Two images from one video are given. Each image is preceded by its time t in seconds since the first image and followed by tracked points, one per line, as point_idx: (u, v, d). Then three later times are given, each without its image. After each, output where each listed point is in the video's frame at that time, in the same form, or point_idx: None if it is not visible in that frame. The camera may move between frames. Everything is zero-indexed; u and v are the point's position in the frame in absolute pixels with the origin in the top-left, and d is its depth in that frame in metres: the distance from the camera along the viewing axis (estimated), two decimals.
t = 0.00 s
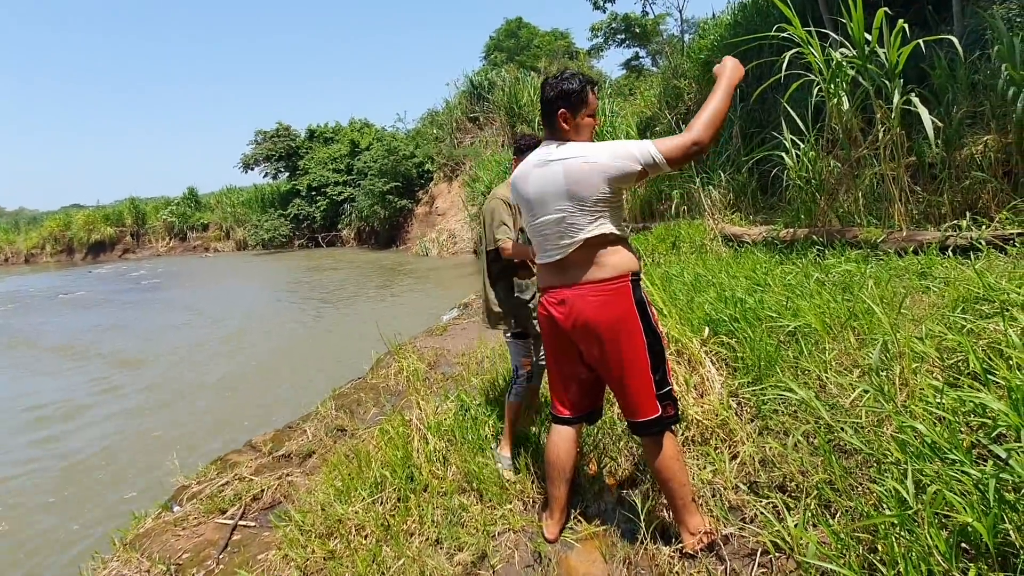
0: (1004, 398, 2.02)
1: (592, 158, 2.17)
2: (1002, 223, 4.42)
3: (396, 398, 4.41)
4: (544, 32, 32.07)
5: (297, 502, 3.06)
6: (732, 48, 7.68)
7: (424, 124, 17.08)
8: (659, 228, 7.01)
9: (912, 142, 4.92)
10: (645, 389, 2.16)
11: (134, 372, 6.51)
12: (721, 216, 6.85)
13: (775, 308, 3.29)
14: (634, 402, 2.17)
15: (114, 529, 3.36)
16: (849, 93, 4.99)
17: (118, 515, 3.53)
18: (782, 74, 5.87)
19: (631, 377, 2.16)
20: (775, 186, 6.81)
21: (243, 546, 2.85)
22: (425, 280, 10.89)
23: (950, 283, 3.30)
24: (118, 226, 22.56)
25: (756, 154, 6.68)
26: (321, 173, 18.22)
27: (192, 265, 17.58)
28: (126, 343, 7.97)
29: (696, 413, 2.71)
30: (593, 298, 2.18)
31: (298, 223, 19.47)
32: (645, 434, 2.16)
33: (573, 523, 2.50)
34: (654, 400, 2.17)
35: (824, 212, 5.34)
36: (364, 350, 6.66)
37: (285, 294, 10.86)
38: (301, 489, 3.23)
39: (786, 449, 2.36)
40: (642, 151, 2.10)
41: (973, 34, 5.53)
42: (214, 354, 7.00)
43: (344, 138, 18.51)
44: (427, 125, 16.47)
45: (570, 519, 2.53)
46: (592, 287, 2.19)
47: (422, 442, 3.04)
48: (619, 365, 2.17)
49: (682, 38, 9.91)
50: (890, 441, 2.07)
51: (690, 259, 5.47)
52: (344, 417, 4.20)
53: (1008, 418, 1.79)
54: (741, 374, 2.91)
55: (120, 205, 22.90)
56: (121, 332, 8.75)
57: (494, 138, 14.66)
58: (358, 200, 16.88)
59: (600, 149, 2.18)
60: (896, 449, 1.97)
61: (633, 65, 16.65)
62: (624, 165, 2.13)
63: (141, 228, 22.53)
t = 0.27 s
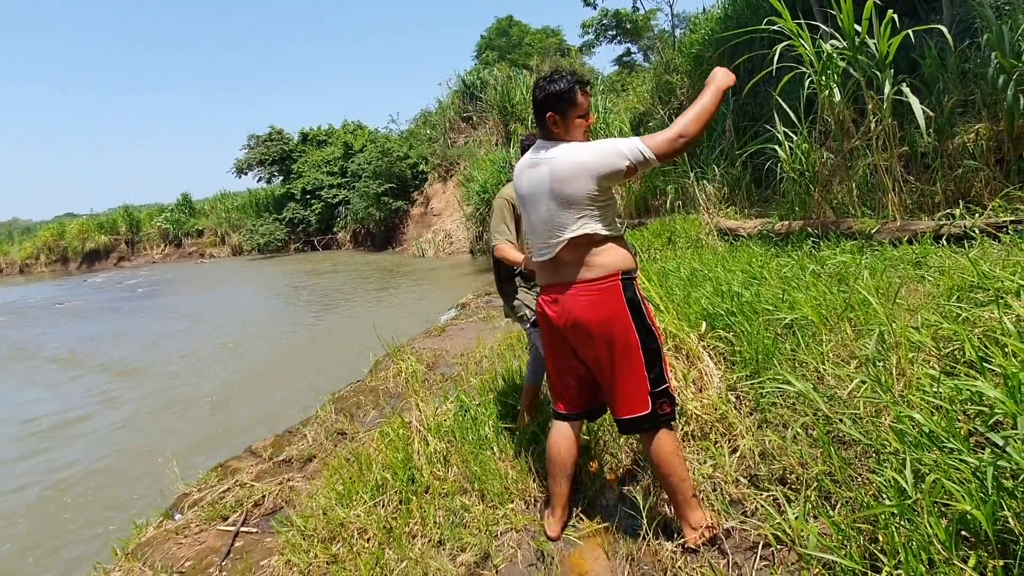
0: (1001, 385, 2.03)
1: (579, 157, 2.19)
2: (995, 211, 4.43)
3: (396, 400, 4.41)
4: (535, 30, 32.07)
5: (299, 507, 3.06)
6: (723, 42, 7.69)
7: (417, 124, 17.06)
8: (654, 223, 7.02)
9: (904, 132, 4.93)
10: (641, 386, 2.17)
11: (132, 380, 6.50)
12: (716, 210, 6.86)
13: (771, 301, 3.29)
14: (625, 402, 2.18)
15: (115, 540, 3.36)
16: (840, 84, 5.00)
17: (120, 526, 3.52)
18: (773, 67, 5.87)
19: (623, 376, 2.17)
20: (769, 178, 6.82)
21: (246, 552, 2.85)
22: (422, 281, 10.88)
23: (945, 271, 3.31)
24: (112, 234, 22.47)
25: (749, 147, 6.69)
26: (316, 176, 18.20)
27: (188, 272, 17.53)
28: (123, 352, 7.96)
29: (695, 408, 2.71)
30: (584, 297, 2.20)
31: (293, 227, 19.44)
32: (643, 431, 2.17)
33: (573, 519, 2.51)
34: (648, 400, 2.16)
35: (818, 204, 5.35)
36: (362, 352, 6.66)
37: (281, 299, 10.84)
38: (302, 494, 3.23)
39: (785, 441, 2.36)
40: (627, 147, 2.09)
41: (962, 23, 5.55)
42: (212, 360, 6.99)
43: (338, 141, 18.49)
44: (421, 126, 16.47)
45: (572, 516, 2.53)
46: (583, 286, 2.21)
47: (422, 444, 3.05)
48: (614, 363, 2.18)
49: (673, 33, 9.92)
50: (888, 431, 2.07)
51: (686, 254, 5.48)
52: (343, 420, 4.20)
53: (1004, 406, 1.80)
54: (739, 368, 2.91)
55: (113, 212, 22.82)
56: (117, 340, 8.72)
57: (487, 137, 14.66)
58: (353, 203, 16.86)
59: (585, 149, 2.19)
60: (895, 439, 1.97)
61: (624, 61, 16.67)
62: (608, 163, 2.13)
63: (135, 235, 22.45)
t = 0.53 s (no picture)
0: (997, 376, 2.03)
1: (560, 154, 2.18)
2: (986, 201, 4.45)
3: (393, 402, 4.40)
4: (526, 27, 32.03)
5: (296, 512, 3.05)
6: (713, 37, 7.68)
7: (409, 124, 17.03)
8: (648, 219, 7.02)
9: (895, 124, 4.94)
10: (638, 381, 2.15)
11: (126, 387, 6.46)
12: (710, 205, 6.86)
13: (767, 295, 3.29)
14: (624, 398, 2.17)
15: (112, 548, 3.34)
16: (831, 77, 5.00)
17: (116, 534, 3.51)
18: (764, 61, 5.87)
19: (620, 372, 2.16)
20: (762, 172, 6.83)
21: (244, 559, 2.84)
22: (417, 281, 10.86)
23: (938, 263, 3.32)
24: (105, 239, 22.33)
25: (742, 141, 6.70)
26: (309, 178, 18.14)
27: (181, 276, 17.45)
28: (118, 358, 7.92)
29: (692, 403, 2.70)
30: (579, 295, 2.20)
31: (287, 229, 19.37)
32: (641, 426, 2.16)
33: (573, 517, 2.51)
34: (646, 394, 2.15)
35: (811, 197, 5.36)
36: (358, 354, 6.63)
37: (276, 302, 10.80)
38: (300, 499, 3.21)
39: (783, 436, 2.36)
40: (606, 144, 2.09)
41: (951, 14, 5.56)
42: (207, 365, 6.96)
43: (330, 142, 18.44)
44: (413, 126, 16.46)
45: (573, 514, 2.53)
46: (578, 283, 2.20)
47: (420, 446, 3.04)
48: (611, 359, 2.17)
49: (663, 28, 9.91)
50: (885, 424, 2.07)
51: (681, 250, 5.48)
52: (340, 423, 4.18)
53: (1001, 396, 1.79)
54: (736, 363, 2.91)
55: (105, 218, 22.69)
56: (111, 346, 8.68)
57: (480, 136, 14.63)
58: (346, 204, 16.81)
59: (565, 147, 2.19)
60: (891, 432, 1.97)
61: (616, 57, 16.67)
62: (590, 162, 2.12)
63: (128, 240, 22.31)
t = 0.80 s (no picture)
0: (998, 378, 2.03)
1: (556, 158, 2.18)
2: (986, 202, 4.45)
3: (392, 402, 4.39)
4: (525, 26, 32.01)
5: (296, 512, 3.04)
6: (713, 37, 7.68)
7: (409, 123, 17.01)
8: (648, 219, 7.02)
9: (895, 124, 4.95)
10: (639, 382, 2.15)
11: (125, 386, 6.45)
12: (709, 205, 6.86)
13: (767, 296, 3.29)
14: (626, 399, 2.16)
15: (111, 549, 3.33)
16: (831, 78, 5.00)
17: (115, 535, 3.50)
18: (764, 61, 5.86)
19: (621, 373, 2.16)
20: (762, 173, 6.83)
21: (244, 559, 2.84)
22: (416, 280, 10.85)
23: (938, 264, 3.33)
24: (102, 237, 22.26)
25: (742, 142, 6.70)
26: (308, 176, 18.12)
27: (180, 275, 17.42)
28: (116, 356, 7.90)
29: (693, 404, 2.70)
30: (581, 296, 2.19)
31: (286, 228, 19.35)
32: (642, 426, 2.16)
33: (573, 518, 2.50)
34: (647, 395, 2.15)
35: (811, 197, 5.36)
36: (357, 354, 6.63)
37: (275, 301, 10.78)
38: (300, 499, 3.21)
39: (784, 437, 2.36)
40: (597, 151, 2.07)
41: (951, 15, 5.57)
42: (205, 364, 6.94)
43: (329, 141, 18.42)
44: (413, 125, 16.45)
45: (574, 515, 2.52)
46: (579, 284, 2.19)
47: (420, 446, 3.03)
48: (611, 360, 2.17)
49: (663, 28, 9.91)
50: (885, 425, 2.07)
51: (680, 250, 5.48)
52: (340, 423, 4.17)
53: (1003, 398, 1.79)
54: (736, 363, 2.91)
55: (103, 216, 22.62)
56: (109, 346, 8.65)
57: (479, 135, 14.62)
58: (345, 203, 16.80)
59: (563, 149, 2.18)
60: (893, 434, 1.97)
61: (615, 57, 16.67)
62: (583, 167, 2.10)
63: (126, 238, 22.26)
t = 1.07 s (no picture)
0: (1004, 380, 2.00)
1: (553, 149, 2.18)
2: (988, 201, 4.40)
3: (390, 404, 4.36)
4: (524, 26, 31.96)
5: (292, 517, 3.00)
6: (712, 35, 7.65)
7: (408, 123, 16.98)
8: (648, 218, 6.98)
9: (896, 122, 4.91)
10: (640, 382, 2.10)
11: (122, 387, 6.41)
12: (709, 204, 6.82)
13: (768, 296, 3.25)
14: (625, 400, 2.12)
15: (105, 554, 3.30)
16: (832, 76, 4.97)
17: (109, 540, 3.47)
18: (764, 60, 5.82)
19: (621, 375, 2.12)
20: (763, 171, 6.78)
21: (238, 565, 2.80)
22: (416, 281, 10.82)
23: (941, 263, 3.29)
24: (102, 238, 22.20)
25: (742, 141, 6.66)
26: (307, 177, 18.08)
27: (179, 275, 17.39)
28: (114, 358, 7.86)
29: (694, 406, 2.66)
30: (580, 294, 2.15)
31: (285, 228, 19.31)
32: (644, 427, 2.11)
33: (573, 522, 2.47)
34: (648, 396, 2.10)
35: (812, 196, 5.32)
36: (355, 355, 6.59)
37: (274, 301, 10.75)
38: (296, 504, 3.17)
39: (786, 440, 2.32)
40: (581, 163, 2.03)
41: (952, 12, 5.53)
42: (202, 365, 6.90)
43: (328, 141, 18.39)
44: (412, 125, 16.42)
45: (573, 520, 2.49)
46: (577, 284, 2.15)
47: (418, 449, 2.99)
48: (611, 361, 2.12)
49: (663, 26, 9.88)
50: (890, 429, 2.03)
51: (680, 250, 5.45)
52: (337, 425, 4.14)
53: (1010, 401, 1.75)
54: (737, 364, 2.87)
55: (102, 216, 22.58)
56: (107, 347, 8.61)
57: (478, 135, 14.59)
58: (345, 203, 16.76)
59: (562, 145, 2.17)
60: (898, 437, 1.93)
61: (615, 56, 16.63)
62: (568, 174, 2.07)
63: (126, 239, 22.20)
